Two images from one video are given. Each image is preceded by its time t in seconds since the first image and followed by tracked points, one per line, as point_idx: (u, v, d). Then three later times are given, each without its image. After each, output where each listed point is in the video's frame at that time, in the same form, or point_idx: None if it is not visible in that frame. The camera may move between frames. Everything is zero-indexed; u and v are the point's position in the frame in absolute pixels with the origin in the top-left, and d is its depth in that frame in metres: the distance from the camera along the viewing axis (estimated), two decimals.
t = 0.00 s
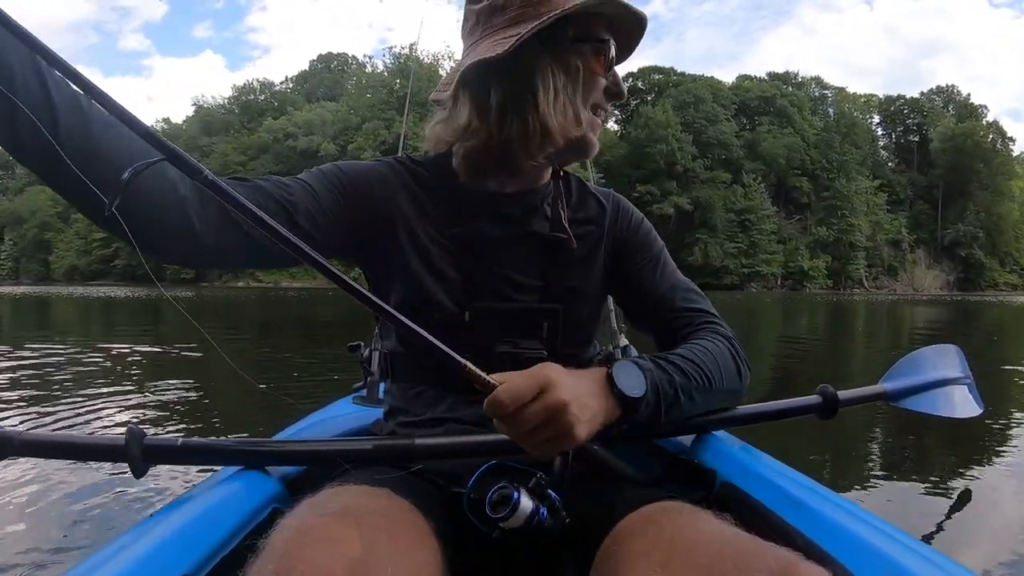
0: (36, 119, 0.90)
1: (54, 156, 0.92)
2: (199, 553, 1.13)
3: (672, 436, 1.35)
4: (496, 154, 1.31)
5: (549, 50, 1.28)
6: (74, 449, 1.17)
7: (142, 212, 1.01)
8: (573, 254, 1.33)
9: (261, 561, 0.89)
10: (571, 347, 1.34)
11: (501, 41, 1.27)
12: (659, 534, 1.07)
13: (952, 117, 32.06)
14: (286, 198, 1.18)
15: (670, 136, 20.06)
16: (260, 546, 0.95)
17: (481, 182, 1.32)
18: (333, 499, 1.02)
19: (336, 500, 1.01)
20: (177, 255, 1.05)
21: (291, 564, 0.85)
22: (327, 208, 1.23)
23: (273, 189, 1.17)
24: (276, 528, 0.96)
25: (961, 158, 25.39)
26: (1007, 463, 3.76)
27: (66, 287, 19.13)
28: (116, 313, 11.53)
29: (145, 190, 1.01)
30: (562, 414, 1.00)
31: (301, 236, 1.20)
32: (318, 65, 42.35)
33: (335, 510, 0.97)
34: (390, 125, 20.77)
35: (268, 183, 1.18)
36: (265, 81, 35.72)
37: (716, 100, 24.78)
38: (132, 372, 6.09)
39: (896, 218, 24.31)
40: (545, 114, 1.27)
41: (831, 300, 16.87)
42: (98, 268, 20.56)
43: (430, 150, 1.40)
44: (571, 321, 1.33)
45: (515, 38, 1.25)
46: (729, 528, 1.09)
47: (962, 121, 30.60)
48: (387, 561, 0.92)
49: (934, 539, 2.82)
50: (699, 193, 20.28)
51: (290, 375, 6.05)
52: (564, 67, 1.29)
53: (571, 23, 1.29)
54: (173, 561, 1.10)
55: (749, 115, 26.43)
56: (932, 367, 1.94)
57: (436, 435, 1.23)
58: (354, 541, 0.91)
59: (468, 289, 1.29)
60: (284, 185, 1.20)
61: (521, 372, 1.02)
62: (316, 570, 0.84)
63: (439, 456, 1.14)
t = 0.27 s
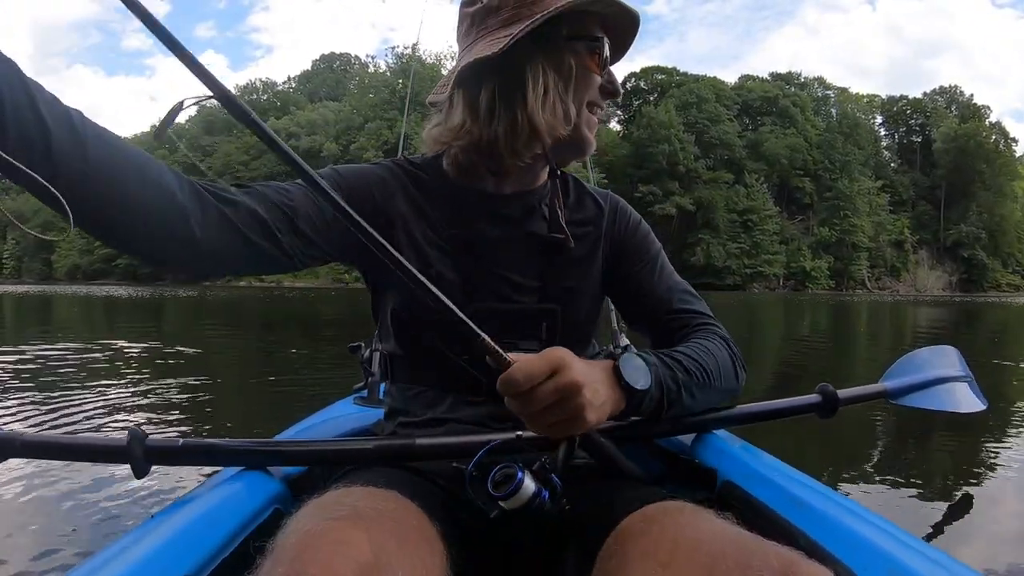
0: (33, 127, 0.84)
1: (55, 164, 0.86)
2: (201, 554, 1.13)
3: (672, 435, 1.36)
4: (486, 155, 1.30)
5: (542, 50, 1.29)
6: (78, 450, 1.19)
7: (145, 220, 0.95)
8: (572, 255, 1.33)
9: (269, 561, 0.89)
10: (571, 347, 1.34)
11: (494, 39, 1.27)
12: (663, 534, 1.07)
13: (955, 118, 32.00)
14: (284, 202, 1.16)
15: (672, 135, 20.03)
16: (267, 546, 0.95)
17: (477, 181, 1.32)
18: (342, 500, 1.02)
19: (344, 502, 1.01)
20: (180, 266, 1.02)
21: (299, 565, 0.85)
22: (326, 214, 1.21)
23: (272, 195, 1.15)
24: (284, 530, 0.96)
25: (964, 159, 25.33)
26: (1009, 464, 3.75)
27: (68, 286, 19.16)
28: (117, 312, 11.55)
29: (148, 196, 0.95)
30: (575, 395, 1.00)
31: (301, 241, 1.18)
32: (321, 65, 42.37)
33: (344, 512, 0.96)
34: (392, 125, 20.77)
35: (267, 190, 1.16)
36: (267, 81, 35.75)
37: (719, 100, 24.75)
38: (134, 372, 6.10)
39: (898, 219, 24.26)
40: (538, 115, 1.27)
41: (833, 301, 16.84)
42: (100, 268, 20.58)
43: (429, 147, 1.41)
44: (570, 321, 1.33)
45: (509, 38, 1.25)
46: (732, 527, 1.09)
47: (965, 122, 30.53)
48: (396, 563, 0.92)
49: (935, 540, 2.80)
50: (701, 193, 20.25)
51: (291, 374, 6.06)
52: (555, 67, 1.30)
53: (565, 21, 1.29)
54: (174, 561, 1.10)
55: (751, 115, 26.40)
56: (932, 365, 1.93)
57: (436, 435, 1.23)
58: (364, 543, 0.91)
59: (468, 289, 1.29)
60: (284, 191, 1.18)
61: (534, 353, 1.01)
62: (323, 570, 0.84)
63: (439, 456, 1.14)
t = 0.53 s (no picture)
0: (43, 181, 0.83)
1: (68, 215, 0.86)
2: (202, 554, 1.14)
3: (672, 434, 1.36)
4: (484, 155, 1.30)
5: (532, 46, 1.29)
6: (80, 451, 1.19)
7: (156, 264, 0.96)
8: (572, 255, 1.32)
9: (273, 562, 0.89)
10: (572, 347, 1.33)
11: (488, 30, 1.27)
12: (668, 543, 1.05)
13: (958, 119, 31.93)
14: (285, 222, 1.15)
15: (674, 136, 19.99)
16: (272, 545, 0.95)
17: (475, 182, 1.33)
18: (342, 501, 1.01)
19: (345, 503, 1.01)
20: (191, 302, 1.02)
21: (299, 566, 0.85)
22: (326, 224, 1.21)
23: (271, 217, 1.14)
24: (285, 531, 0.96)
25: (967, 160, 25.27)
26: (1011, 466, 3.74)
27: (70, 285, 19.18)
28: (119, 310, 11.55)
29: (155, 241, 0.95)
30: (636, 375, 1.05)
31: (304, 259, 1.17)
32: (323, 65, 42.39)
33: (344, 513, 0.96)
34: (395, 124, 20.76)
35: (269, 211, 1.15)
36: (270, 79, 35.77)
37: (721, 101, 24.71)
38: (135, 370, 6.10)
39: (901, 220, 24.22)
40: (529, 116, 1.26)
41: (836, 302, 16.80)
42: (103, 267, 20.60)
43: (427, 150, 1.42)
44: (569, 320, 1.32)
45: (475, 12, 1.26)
46: (732, 528, 1.08)
47: (968, 123, 30.46)
48: (396, 561, 0.92)
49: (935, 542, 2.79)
50: (704, 193, 20.21)
51: (292, 373, 6.06)
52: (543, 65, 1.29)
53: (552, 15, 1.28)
54: (174, 561, 1.10)
55: (754, 116, 26.37)
56: (931, 366, 1.93)
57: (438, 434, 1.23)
58: (366, 544, 0.91)
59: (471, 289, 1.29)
60: (283, 211, 1.17)
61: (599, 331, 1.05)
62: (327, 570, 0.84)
63: (439, 456, 1.15)
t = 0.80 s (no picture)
0: (82, 241, 0.90)
1: (105, 267, 0.94)
2: (197, 550, 1.14)
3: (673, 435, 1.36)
4: (484, 149, 1.34)
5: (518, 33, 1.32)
6: (79, 446, 1.21)
7: (174, 303, 1.03)
8: (570, 255, 1.33)
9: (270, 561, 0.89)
10: (571, 345, 1.33)
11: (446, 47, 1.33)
12: (657, 546, 1.06)
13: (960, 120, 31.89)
14: (285, 244, 1.21)
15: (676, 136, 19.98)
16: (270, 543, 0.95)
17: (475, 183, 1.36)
18: (340, 498, 1.02)
19: (343, 500, 1.01)
20: (203, 333, 1.10)
21: (297, 564, 0.85)
22: (324, 239, 1.26)
23: (271, 242, 1.20)
24: (283, 526, 0.96)
25: (970, 161, 25.24)
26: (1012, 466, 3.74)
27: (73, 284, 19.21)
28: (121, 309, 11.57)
29: (175, 284, 1.02)
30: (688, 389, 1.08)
31: (306, 280, 1.23)
32: (326, 65, 42.43)
33: (343, 511, 0.96)
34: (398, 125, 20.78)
35: (270, 236, 1.22)
36: (272, 79, 35.85)
37: (724, 101, 24.69)
38: (137, 368, 6.11)
39: (903, 220, 24.18)
40: (513, 92, 1.31)
41: (838, 303, 16.76)
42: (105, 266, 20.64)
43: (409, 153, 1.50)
44: (566, 320, 1.32)
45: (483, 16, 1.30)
46: (730, 532, 1.08)
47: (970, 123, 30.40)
48: (394, 558, 0.93)
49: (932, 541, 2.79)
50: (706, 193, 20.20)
51: (293, 372, 6.07)
52: (528, 46, 1.33)
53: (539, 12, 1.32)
54: (169, 558, 1.10)
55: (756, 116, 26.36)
56: (930, 371, 1.93)
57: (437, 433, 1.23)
58: (365, 542, 0.91)
59: (468, 287, 1.29)
60: (282, 235, 1.23)
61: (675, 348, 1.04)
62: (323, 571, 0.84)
63: (436, 456, 1.14)
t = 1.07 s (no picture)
0: (117, 250, 1.02)
1: (136, 275, 1.06)
2: (194, 549, 1.14)
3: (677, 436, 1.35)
4: (481, 154, 1.36)
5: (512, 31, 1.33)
6: (77, 445, 1.21)
7: (190, 310, 1.13)
8: (569, 255, 1.33)
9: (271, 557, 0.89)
10: (569, 345, 1.32)
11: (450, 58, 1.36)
12: (652, 551, 1.07)
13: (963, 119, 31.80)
14: (288, 258, 1.27)
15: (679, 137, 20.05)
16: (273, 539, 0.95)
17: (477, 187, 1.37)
18: (340, 495, 1.02)
19: (344, 498, 1.01)
20: (213, 342, 1.20)
21: (299, 560, 0.85)
22: (325, 249, 1.30)
23: (275, 257, 1.27)
24: (285, 521, 0.97)
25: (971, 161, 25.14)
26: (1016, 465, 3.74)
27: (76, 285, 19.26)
28: (124, 310, 11.59)
29: (190, 293, 1.13)
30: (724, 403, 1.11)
31: (309, 292, 1.30)
32: (328, 66, 42.47)
33: (343, 507, 0.97)
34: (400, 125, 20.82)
35: (274, 250, 1.29)
36: (274, 80, 35.87)
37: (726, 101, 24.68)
38: (139, 368, 6.13)
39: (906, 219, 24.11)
40: (504, 101, 1.34)
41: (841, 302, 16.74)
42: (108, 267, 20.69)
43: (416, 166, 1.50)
44: (565, 317, 1.32)
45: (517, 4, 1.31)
46: (730, 539, 1.08)
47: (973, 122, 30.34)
48: (395, 553, 0.93)
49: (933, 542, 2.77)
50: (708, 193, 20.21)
51: (296, 372, 6.10)
52: (524, 49, 1.34)
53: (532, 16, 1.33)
54: (164, 557, 1.10)
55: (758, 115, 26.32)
56: (932, 374, 1.93)
57: (434, 433, 1.23)
58: (365, 540, 0.91)
59: (467, 287, 1.30)
60: (286, 248, 1.29)
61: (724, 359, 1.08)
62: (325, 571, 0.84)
63: (434, 455, 1.14)
